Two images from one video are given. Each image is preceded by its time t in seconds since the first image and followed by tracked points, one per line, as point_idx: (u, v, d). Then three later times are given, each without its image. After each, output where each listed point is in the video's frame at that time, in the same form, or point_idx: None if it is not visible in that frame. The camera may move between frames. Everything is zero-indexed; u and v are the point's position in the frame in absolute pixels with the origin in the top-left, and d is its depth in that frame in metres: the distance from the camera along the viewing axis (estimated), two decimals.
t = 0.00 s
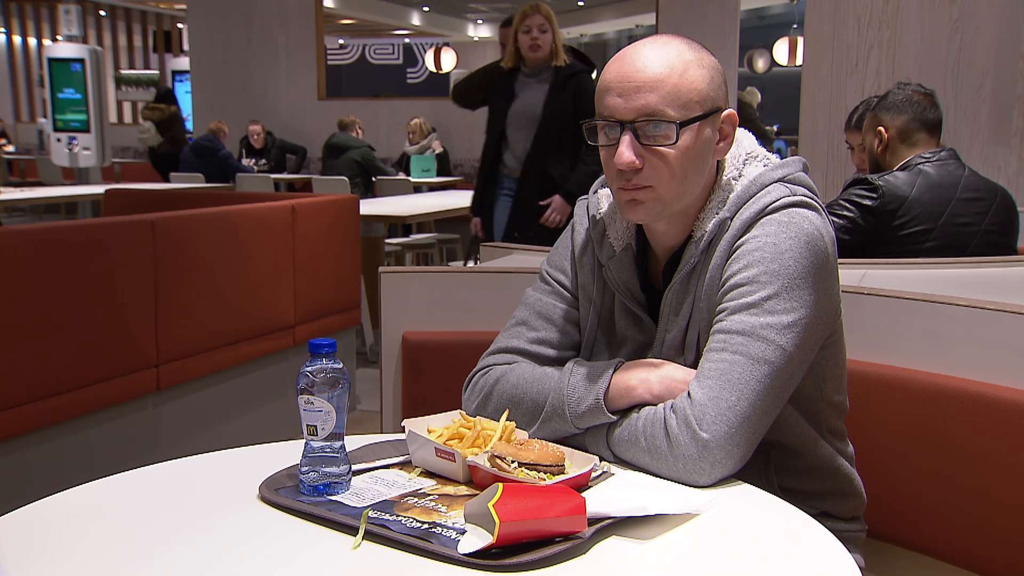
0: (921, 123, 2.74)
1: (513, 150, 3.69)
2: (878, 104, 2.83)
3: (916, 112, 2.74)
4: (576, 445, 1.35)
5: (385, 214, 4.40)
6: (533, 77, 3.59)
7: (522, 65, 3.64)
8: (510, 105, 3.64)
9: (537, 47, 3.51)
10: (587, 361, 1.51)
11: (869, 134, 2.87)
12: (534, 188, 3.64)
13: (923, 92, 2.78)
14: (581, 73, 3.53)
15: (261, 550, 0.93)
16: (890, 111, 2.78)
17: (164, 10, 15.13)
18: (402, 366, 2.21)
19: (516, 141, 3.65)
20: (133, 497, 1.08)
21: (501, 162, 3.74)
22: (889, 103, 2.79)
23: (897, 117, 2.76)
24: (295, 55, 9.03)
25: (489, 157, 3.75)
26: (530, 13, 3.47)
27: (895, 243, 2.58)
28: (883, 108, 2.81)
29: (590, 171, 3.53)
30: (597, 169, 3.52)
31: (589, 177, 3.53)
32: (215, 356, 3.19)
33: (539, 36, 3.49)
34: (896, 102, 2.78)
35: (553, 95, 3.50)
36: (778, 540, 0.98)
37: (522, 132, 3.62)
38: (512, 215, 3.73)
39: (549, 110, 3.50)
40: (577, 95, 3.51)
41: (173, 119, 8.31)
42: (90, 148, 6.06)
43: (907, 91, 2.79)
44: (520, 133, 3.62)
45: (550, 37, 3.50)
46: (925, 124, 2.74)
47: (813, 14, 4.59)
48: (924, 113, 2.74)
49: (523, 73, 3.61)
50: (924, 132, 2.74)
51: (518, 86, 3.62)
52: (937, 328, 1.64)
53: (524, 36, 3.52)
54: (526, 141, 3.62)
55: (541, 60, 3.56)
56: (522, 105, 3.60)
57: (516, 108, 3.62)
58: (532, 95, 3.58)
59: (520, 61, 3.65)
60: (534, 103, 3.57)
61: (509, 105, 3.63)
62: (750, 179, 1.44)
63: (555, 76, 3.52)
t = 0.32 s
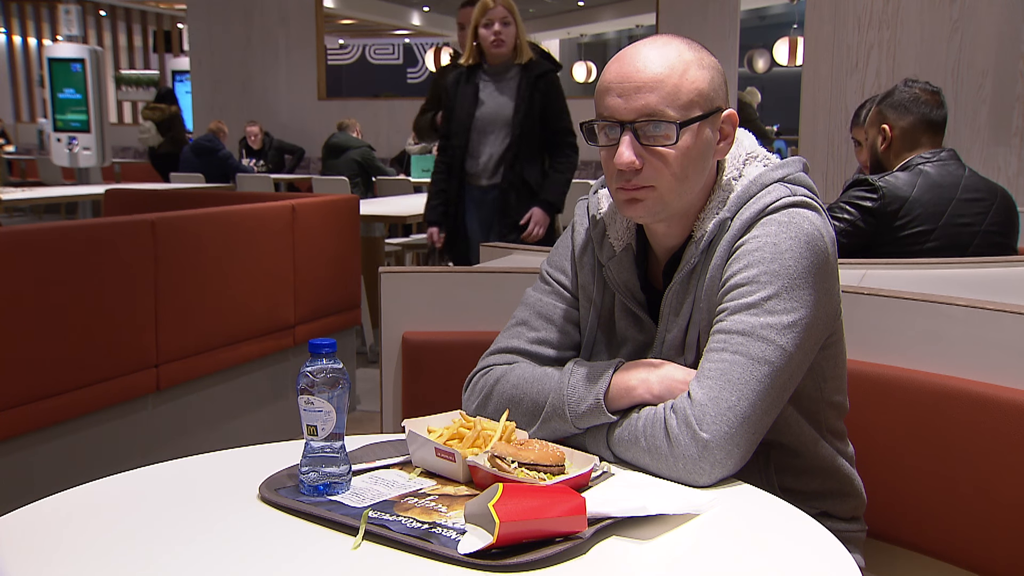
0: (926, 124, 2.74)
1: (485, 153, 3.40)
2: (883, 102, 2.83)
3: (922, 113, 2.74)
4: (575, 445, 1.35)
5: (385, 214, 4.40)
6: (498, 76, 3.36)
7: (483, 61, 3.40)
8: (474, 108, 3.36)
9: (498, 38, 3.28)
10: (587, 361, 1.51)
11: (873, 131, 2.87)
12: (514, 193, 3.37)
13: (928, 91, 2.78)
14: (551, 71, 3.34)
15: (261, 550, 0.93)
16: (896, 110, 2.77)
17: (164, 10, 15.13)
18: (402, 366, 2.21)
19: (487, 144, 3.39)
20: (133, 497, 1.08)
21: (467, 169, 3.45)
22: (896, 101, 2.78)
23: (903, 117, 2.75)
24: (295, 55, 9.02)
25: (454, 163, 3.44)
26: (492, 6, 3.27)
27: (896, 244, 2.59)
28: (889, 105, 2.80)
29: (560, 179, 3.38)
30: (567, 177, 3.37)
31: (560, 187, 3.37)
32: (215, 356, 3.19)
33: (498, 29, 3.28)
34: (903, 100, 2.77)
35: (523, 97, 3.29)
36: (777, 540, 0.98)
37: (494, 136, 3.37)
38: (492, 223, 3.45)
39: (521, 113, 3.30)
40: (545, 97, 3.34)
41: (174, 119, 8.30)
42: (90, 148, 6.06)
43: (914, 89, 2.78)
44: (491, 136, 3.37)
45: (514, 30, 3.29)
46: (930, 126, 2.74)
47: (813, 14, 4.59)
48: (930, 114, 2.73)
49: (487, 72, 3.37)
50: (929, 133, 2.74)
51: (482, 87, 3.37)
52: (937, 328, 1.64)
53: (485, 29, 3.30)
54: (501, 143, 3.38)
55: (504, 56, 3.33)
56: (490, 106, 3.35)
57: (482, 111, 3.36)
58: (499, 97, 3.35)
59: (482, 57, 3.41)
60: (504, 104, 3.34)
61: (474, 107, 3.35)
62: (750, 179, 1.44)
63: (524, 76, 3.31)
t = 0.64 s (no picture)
0: (931, 124, 2.74)
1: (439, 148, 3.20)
2: (887, 102, 2.83)
3: (927, 112, 2.75)
4: (575, 444, 1.35)
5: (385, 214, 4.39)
6: (454, 68, 3.22)
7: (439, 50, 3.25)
8: (427, 102, 3.22)
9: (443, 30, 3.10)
10: (587, 361, 1.51)
11: (875, 130, 2.86)
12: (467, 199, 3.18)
13: (932, 91, 2.78)
14: (514, 61, 3.18)
15: (261, 550, 0.93)
16: (901, 109, 2.77)
17: (163, 10, 15.12)
18: (401, 366, 2.21)
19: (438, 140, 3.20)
20: (132, 497, 1.08)
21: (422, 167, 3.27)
22: (901, 101, 2.78)
23: (908, 117, 2.76)
24: (295, 55, 9.02)
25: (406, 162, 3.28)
26: None
27: (898, 245, 2.59)
28: (893, 104, 2.80)
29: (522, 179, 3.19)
30: (528, 178, 3.19)
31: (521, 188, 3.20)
32: (215, 356, 3.19)
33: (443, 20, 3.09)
34: (908, 100, 2.77)
35: (477, 90, 3.13)
36: (776, 540, 0.98)
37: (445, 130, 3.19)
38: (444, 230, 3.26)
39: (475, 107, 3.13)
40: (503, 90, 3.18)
41: (173, 119, 8.30)
42: (89, 148, 6.06)
43: (919, 89, 2.79)
44: (443, 131, 3.19)
45: (463, 18, 3.11)
46: (934, 126, 2.75)
47: (813, 14, 4.59)
48: (935, 114, 2.74)
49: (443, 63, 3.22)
50: (933, 134, 2.75)
51: (436, 79, 3.23)
52: (938, 328, 1.64)
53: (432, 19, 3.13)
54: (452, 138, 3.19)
55: (458, 46, 3.17)
56: (443, 99, 3.20)
57: (435, 105, 3.21)
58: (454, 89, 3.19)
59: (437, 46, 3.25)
60: (457, 97, 3.18)
61: (427, 101, 3.21)
62: (750, 179, 1.44)
63: (479, 66, 3.15)
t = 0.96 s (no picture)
0: (929, 124, 2.74)
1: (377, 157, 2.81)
2: (885, 102, 2.83)
3: (925, 112, 2.74)
4: (575, 444, 1.35)
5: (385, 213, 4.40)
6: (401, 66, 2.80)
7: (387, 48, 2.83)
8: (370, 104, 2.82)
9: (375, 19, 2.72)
10: (586, 361, 1.51)
11: (875, 130, 2.86)
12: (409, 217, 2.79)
13: (931, 91, 2.77)
14: (467, 64, 2.76)
15: (261, 549, 0.94)
16: (898, 110, 2.77)
17: (164, 10, 15.13)
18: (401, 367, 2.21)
19: (377, 146, 2.81)
20: (131, 497, 1.08)
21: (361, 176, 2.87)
22: (898, 101, 2.78)
23: (906, 117, 2.75)
24: (295, 56, 9.02)
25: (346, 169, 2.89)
26: None
27: (900, 245, 2.59)
28: (891, 105, 2.80)
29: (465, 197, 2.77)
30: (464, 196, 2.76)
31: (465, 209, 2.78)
32: (215, 356, 3.19)
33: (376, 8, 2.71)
34: (905, 100, 2.77)
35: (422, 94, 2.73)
36: (778, 540, 0.98)
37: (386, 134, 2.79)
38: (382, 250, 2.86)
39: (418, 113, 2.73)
40: (453, 95, 2.77)
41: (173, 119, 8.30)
42: (90, 148, 6.06)
43: (916, 89, 2.79)
44: (383, 135, 2.79)
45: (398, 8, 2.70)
46: (933, 126, 2.74)
47: (814, 14, 4.59)
48: (932, 113, 2.73)
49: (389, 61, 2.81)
50: (933, 133, 2.74)
51: (380, 79, 2.82)
52: (937, 328, 1.64)
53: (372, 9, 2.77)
54: (393, 145, 2.79)
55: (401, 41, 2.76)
56: (385, 100, 2.79)
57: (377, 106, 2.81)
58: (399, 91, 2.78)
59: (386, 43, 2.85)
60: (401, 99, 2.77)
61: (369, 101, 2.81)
62: (750, 179, 1.44)
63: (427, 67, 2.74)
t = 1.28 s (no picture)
0: (925, 123, 2.73)
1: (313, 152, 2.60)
2: (877, 104, 2.84)
3: (920, 112, 2.74)
4: (575, 444, 1.35)
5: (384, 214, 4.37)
6: (336, 54, 2.59)
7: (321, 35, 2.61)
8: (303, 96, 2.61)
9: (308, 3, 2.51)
10: (586, 361, 1.51)
11: (872, 133, 2.86)
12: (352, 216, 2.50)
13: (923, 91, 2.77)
14: (410, 49, 2.52)
15: (263, 549, 0.94)
16: (892, 111, 2.78)
17: (164, 10, 15.14)
18: (401, 367, 2.21)
19: (316, 143, 2.60)
20: (131, 497, 1.08)
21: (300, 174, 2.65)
22: (891, 102, 2.78)
23: (900, 117, 2.75)
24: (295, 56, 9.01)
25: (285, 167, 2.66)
26: None
27: (901, 245, 2.59)
28: (886, 106, 2.80)
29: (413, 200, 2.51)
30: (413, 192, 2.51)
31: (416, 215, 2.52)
32: (214, 357, 3.18)
33: None
34: (899, 101, 2.77)
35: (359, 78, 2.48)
36: (778, 541, 0.98)
37: (324, 132, 2.58)
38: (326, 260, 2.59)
39: (355, 105, 2.48)
40: (395, 82, 2.52)
41: (173, 119, 8.28)
42: (90, 148, 6.06)
43: (909, 90, 2.79)
44: (320, 128, 2.58)
45: None
46: (929, 124, 2.73)
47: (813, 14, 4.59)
48: (928, 113, 2.73)
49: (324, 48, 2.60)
50: (929, 133, 2.74)
51: (317, 70, 2.60)
52: (938, 328, 1.64)
53: None
54: (333, 141, 2.58)
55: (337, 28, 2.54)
56: (321, 91, 2.58)
57: (312, 97, 2.59)
58: (333, 80, 2.57)
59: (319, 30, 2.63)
60: (337, 89, 2.56)
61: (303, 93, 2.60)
62: (750, 179, 1.44)
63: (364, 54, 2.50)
